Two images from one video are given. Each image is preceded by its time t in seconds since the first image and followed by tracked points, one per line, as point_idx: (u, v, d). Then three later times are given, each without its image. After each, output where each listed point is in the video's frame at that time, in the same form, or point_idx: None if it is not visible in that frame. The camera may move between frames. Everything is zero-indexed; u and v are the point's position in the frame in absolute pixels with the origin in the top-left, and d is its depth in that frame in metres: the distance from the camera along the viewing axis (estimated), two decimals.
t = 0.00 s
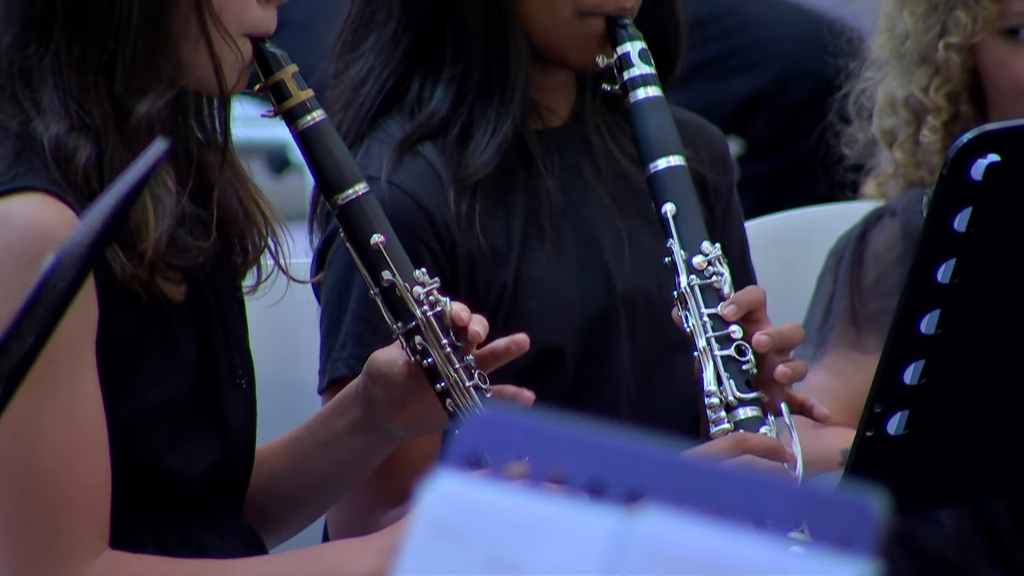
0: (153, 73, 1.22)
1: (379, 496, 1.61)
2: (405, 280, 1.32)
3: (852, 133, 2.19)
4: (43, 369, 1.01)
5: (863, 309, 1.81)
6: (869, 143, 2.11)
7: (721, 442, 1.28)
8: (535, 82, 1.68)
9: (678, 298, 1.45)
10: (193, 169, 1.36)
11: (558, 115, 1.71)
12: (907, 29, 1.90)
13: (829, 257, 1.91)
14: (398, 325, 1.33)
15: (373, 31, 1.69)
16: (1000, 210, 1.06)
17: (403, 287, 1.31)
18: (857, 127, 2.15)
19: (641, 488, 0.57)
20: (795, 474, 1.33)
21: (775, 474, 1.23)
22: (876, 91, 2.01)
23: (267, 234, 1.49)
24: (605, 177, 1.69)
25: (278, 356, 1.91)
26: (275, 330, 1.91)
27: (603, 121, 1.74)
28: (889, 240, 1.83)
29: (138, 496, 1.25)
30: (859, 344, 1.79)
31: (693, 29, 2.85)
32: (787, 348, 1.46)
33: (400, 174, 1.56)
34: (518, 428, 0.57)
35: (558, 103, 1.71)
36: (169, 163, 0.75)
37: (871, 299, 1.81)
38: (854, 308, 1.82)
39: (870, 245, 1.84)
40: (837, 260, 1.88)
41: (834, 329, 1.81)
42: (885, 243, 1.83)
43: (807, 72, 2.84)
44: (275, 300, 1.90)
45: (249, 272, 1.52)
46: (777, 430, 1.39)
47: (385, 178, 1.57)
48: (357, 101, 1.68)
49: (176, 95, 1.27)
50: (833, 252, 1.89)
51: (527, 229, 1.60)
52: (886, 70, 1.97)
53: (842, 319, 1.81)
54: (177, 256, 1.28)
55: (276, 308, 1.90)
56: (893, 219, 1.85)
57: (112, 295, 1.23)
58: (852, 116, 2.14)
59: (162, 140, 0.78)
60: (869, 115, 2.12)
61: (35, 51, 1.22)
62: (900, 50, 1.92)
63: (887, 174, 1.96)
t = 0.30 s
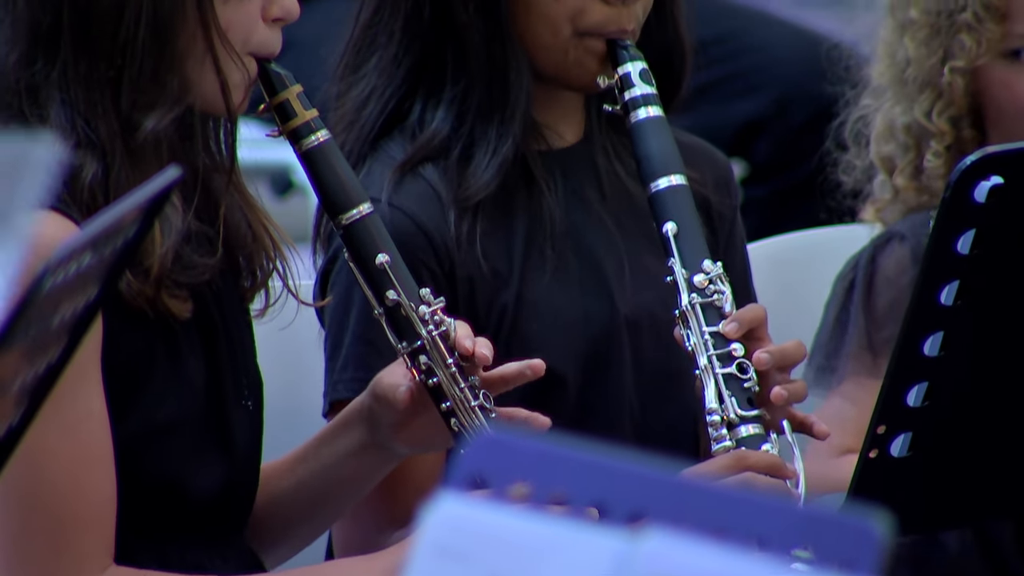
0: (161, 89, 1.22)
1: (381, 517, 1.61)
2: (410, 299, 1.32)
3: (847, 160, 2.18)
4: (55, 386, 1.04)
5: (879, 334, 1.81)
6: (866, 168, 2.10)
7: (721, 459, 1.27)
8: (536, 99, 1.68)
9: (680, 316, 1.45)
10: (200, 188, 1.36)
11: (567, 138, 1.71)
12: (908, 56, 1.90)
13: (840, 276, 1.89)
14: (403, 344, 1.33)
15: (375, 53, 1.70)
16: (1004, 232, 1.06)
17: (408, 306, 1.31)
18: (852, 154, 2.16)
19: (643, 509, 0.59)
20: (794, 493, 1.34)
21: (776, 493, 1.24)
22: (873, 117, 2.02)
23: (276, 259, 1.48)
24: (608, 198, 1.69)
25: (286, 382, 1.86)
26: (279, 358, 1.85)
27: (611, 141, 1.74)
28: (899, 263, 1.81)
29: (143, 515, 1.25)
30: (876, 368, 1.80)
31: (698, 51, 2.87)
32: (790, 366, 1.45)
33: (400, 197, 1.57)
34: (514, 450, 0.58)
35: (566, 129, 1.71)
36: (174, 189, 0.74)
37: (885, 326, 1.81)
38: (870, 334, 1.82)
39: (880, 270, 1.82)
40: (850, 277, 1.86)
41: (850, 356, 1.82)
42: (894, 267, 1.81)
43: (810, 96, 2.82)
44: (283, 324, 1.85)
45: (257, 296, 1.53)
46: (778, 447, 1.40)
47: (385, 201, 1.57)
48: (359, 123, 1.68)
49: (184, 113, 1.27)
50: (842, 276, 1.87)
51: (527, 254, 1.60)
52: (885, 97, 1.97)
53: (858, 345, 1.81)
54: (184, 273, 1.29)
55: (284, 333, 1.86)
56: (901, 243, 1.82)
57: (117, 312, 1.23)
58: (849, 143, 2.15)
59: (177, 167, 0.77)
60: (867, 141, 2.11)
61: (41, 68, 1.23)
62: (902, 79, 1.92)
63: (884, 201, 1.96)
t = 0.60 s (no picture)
0: (164, 114, 1.22)
1: (382, 543, 1.60)
2: (413, 324, 1.32)
3: (825, 198, 2.15)
4: (58, 410, 1.07)
5: (877, 375, 1.81)
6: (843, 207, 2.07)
7: (718, 483, 1.27)
8: (536, 123, 1.68)
9: (679, 340, 1.44)
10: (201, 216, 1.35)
11: (569, 163, 1.71)
12: (898, 92, 1.88)
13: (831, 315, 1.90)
14: (407, 370, 1.33)
15: (377, 79, 1.69)
16: (1007, 260, 1.06)
17: (412, 331, 1.31)
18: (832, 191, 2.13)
19: (645, 533, 0.58)
20: (793, 515, 1.34)
21: (774, 516, 1.24)
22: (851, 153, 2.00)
23: (280, 285, 1.48)
24: (609, 223, 1.69)
25: (289, 408, 1.86)
26: (283, 384, 1.85)
27: (615, 167, 1.74)
28: (890, 304, 1.80)
29: (148, 543, 1.25)
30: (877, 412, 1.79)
31: (702, 77, 2.85)
32: (789, 388, 1.44)
33: (400, 221, 1.57)
34: (514, 473, 0.58)
35: (568, 152, 1.71)
36: (175, 215, 0.75)
37: (883, 366, 1.80)
38: (868, 377, 1.81)
39: (870, 312, 1.82)
40: (841, 318, 1.86)
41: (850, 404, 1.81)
42: (886, 308, 1.80)
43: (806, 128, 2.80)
44: (286, 351, 1.85)
45: (260, 323, 1.52)
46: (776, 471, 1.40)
47: (385, 225, 1.57)
48: (360, 148, 1.68)
49: (187, 139, 1.28)
50: (834, 316, 1.87)
51: (528, 278, 1.60)
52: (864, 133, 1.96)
53: (857, 389, 1.81)
54: (186, 299, 1.29)
55: (287, 360, 1.85)
56: (890, 282, 1.81)
57: (119, 336, 1.24)
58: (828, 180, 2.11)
59: (178, 193, 0.77)
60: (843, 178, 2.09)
61: (45, 93, 1.22)
62: (891, 116, 1.90)
63: (866, 236, 1.93)
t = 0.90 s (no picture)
0: (167, 141, 1.23)
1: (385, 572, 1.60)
2: (417, 352, 1.32)
3: (813, 231, 2.11)
4: (59, 439, 1.07)
5: (861, 410, 1.81)
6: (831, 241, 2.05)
7: (721, 510, 1.27)
8: (541, 153, 1.68)
9: (681, 367, 1.44)
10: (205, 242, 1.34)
11: (572, 192, 1.71)
12: (879, 126, 1.90)
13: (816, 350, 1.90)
14: (410, 398, 1.33)
15: (380, 107, 1.70)
16: (1008, 286, 1.06)
17: (416, 359, 1.31)
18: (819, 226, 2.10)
19: (648, 559, 0.62)
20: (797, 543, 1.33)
21: (776, 542, 1.24)
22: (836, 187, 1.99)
23: (282, 314, 1.48)
24: (611, 252, 1.69)
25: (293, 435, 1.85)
26: (289, 409, 1.85)
27: (616, 196, 1.74)
28: (873, 336, 1.80)
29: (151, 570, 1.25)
30: (861, 444, 1.80)
31: (703, 105, 2.86)
32: (790, 416, 1.44)
33: (404, 248, 1.57)
34: (517, 500, 0.61)
35: (570, 181, 1.71)
36: (179, 241, 0.74)
37: (867, 400, 1.80)
38: (852, 410, 1.82)
39: (854, 345, 1.82)
40: (827, 352, 1.86)
41: (836, 436, 1.82)
42: (869, 340, 1.80)
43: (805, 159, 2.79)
44: (289, 379, 1.85)
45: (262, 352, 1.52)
46: (780, 498, 1.39)
47: (389, 252, 1.57)
48: (364, 176, 1.68)
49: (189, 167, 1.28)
50: (819, 351, 1.88)
51: (532, 304, 1.60)
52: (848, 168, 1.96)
53: (841, 422, 1.82)
54: (189, 326, 1.29)
55: (290, 388, 1.85)
56: (872, 314, 1.81)
57: (122, 365, 1.24)
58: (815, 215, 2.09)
59: (182, 219, 0.77)
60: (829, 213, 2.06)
61: (49, 119, 1.23)
62: (873, 150, 1.91)
63: (856, 268, 1.92)
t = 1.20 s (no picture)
0: (172, 167, 1.23)
1: None
2: (421, 377, 1.32)
3: (814, 245, 2.12)
4: (62, 465, 1.07)
5: (850, 422, 1.80)
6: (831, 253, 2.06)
7: (729, 535, 1.26)
8: (544, 180, 1.68)
9: (687, 393, 1.44)
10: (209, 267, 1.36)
11: (573, 217, 1.71)
12: (876, 138, 1.90)
13: (809, 364, 1.89)
14: (413, 422, 1.32)
15: (382, 130, 1.70)
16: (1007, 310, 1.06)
17: (420, 384, 1.31)
18: (819, 239, 2.12)
19: None
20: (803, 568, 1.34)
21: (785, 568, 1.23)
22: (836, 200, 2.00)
23: (285, 336, 1.48)
24: (614, 276, 1.69)
25: (296, 460, 1.84)
26: (291, 434, 1.84)
27: (618, 221, 1.74)
28: (865, 350, 1.80)
29: None
30: (851, 456, 1.79)
31: (704, 129, 2.85)
32: (795, 441, 1.44)
33: (410, 273, 1.57)
34: (527, 526, 0.67)
35: (572, 207, 1.71)
36: (182, 266, 0.75)
37: (856, 413, 1.79)
38: (841, 421, 1.81)
39: (846, 357, 1.81)
40: (820, 366, 1.86)
41: (824, 447, 1.81)
42: (861, 353, 1.80)
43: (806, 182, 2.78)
44: (292, 403, 1.85)
45: (265, 376, 1.50)
46: (786, 523, 1.39)
47: (395, 278, 1.57)
48: (367, 201, 1.68)
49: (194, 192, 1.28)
50: (811, 364, 1.87)
51: (537, 329, 1.60)
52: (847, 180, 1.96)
53: (830, 433, 1.81)
54: (193, 351, 1.29)
55: (293, 412, 1.85)
56: (865, 327, 1.81)
57: (127, 391, 1.24)
58: (815, 228, 2.11)
59: (184, 244, 0.77)
60: (830, 225, 2.07)
61: (53, 145, 1.23)
62: (869, 162, 1.92)
63: (852, 283, 1.91)
